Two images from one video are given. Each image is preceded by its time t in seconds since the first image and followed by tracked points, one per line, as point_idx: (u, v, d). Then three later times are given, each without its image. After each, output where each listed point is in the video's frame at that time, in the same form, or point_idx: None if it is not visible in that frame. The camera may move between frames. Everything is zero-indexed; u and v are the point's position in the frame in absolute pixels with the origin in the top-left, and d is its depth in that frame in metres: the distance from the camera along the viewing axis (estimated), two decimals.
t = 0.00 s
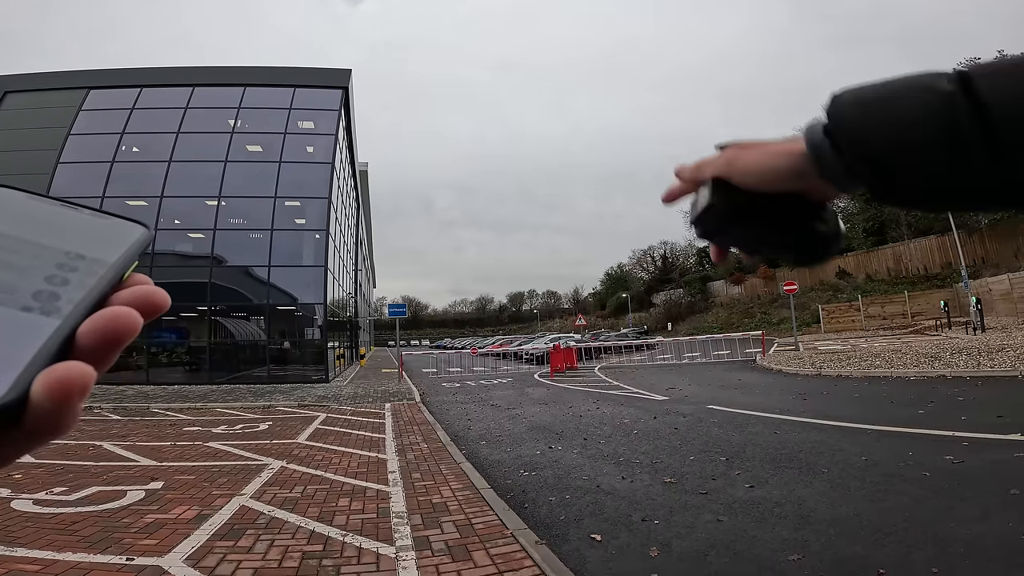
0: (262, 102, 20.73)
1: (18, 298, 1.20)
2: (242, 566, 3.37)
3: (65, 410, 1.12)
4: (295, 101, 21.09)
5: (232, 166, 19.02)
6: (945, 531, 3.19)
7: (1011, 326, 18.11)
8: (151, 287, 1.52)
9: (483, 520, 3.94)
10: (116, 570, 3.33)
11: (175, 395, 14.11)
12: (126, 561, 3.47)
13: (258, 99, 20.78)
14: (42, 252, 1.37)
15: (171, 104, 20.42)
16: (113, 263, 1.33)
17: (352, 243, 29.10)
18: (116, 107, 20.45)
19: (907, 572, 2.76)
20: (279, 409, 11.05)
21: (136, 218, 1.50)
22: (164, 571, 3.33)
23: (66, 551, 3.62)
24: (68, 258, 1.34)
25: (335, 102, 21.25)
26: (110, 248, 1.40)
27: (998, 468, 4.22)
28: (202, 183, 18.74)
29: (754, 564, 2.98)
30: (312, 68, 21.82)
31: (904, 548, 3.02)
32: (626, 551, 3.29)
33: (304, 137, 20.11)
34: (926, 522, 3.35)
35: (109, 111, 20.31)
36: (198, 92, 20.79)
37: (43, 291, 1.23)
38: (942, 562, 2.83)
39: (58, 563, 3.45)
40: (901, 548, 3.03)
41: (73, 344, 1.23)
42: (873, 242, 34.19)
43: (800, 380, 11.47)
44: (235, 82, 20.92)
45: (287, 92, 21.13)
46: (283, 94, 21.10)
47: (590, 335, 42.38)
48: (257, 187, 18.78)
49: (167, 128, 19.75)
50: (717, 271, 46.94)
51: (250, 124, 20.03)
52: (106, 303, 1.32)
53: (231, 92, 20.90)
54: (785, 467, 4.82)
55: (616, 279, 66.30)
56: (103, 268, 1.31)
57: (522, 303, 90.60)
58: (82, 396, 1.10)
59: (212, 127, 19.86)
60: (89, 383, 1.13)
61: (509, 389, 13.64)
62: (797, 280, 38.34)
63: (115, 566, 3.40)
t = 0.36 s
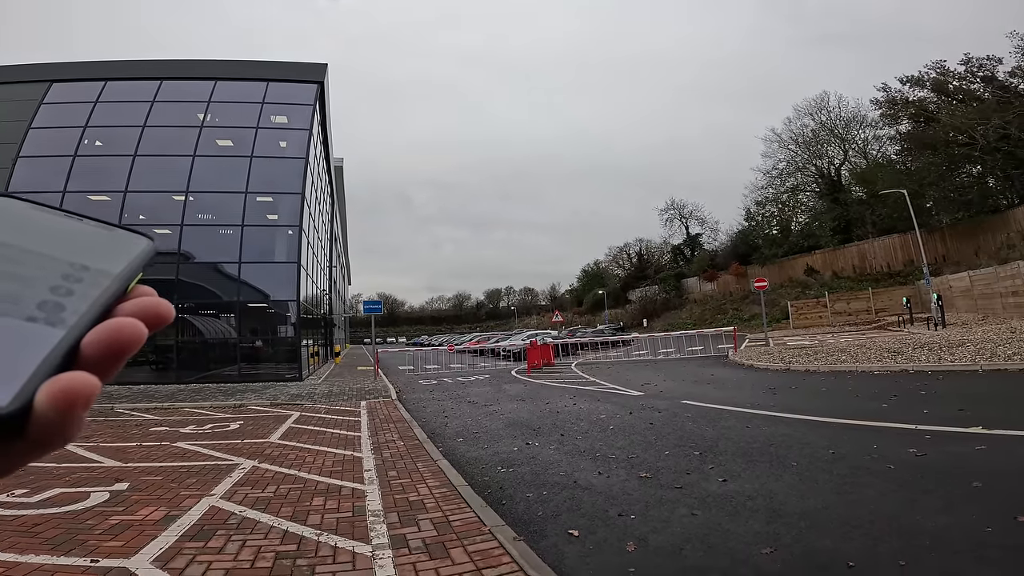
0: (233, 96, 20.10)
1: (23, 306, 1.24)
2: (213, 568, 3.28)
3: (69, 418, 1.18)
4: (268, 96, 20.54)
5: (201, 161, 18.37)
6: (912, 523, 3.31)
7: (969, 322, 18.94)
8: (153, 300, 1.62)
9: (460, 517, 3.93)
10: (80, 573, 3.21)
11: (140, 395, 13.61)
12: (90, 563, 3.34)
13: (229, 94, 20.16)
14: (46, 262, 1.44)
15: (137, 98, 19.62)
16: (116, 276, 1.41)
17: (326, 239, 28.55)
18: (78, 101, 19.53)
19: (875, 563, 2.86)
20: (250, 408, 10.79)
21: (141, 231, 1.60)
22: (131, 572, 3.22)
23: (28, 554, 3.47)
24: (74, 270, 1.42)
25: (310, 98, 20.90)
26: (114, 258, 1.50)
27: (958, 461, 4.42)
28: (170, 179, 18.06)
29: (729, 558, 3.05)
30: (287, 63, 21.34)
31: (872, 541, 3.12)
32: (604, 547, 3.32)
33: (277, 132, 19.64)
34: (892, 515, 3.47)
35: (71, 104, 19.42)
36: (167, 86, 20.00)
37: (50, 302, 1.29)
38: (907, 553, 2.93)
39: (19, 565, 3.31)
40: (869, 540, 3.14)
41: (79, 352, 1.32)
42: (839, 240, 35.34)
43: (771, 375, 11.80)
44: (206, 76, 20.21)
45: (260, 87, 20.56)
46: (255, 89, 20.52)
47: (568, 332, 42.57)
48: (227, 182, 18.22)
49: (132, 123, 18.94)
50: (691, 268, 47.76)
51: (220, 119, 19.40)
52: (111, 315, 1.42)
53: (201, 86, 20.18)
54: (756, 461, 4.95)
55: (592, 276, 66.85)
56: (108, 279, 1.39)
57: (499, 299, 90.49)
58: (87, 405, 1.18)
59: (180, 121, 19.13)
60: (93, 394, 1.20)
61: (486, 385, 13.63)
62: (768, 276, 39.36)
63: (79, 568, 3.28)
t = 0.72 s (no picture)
0: (198, 91, 19.67)
1: (102, 297, 1.30)
2: (174, 569, 3.19)
3: (144, 404, 1.16)
4: (234, 91, 20.22)
5: (162, 156, 17.67)
6: (868, 517, 3.44)
7: (923, 318, 19.75)
8: (218, 290, 1.70)
9: (429, 515, 3.91)
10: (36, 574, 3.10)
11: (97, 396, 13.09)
12: (47, 565, 3.23)
13: (193, 88, 19.73)
14: (122, 256, 1.53)
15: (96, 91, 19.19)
16: (185, 269, 1.50)
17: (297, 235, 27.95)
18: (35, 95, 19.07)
19: (832, 557, 2.95)
20: (216, 408, 10.53)
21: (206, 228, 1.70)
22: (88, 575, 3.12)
23: None
24: (146, 263, 1.50)
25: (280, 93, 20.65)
26: (182, 254, 1.59)
27: (912, 455, 4.60)
28: (129, 173, 17.33)
29: (692, 553, 3.12)
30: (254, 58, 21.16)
31: (830, 535, 3.22)
32: (572, 544, 3.35)
33: (244, 127, 19.19)
34: (848, 509, 3.60)
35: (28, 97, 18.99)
36: (127, 79, 19.62)
37: (125, 292, 1.34)
38: (863, 548, 3.02)
39: None
40: (827, 534, 3.24)
41: (151, 340, 1.33)
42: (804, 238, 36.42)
43: (737, 370, 12.11)
44: (169, 69, 19.85)
45: (225, 81, 20.29)
46: (221, 83, 20.22)
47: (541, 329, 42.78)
48: (189, 177, 17.56)
49: (89, 116, 18.34)
50: (662, 265, 48.54)
51: (183, 113, 18.85)
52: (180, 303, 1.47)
53: (165, 81, 19.84)
54: (721, 456, 5.07)
55: (566, 273, 67.35)
56: (177, 272, 1.47)
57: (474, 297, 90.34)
58: (159, 389, 1.14)
59: (142, 114, 18.61)
60: (164, 376, 1.17)
61: (458, 383, 13.62)
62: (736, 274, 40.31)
63: (35, 570, 3.16)
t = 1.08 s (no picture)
0: (163, 84, 19.10)
1: (132, 300, 1.24)
2: (141, 570, 3.10)
3: (175, 407, 1.13)
4: (202, 85, 19.71)
5: (125, 150, 17.03)
6: (830, 510, 3.56)
7: (885, 313, 20.47)
8: (243, 292, 1.65)
9: (404, 513, 3.90)
10: None
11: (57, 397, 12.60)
12: (10, 568, 3.11)
13: (158, 82, 19.14)
14: (147, 259, 1.47)
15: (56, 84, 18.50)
16: (213, 271, 1.44)
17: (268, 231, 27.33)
18: None
19: (795, 549, 3.04)
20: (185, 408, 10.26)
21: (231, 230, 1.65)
22: None
23: None
24: (175, 265, 1.44)
25: (250, 87, 20.25)
26: (210, 258, 1.53)
27: (873, 448, 4.79)
28: (89, 168, 16.64)
29: (664, 547, 3.18)
30: (224, 52, 20.68)
31: (794, 528, 3.33)
32: (547, 539, 3.38)
33: (213, 122, 18.71)
34: (811, 502, 3.72)
35: None
36: (88, 72, 19.08)
37: (155, 294, 1.28)
38: (824, 542, 3.12)
39: None
40: (791, 527, 3.34)
41: (181, 342, 1.30)
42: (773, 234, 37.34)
43: (709, 364, 12.38)
44: (133, 64, 19.27)
45: (193, 75, 19.76)
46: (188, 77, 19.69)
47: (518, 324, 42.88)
48: (153, 172, 16.89)
49: (48, 109, 17.69)
50: (636, 261, 49.08)
51: (148, 107, 18.23)
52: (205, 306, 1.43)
53: (129, 75, 19.23)
54: (691, 450, 5.17)
55: (543, 269, 67.64)
56: (205, 274, 1.42)
57: (451, 293, 89.92)
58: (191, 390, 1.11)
59: (104, 108, 17.96)
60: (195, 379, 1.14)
61: (434, 380, 13.58)
62: (708, 269, 41.10)
63: None
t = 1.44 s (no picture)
0: (155, 78, 18.83)
1: (118, 305, 1.23)
2: (144, 565, 3.13)
3: (163, 412, 1.13)
4: (193, 78, 19.43)
5: (117, 145, 16.83)
6: (825, 498, 3.61)
7: (881, 301, 20.56)
8: (233, 295, 1.65)
9: (404, 504, 3.94)
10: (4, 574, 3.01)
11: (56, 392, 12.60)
12: (16, 564, 3.14)
13: (149, 76, 18.88)
14: (134, 261, 1.46)
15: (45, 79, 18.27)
16: (202, 274, 1.44)
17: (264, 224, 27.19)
18: None
19: (791, 538, 3.08)
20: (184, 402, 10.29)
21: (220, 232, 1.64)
22: (58, 573, 3.03)
23: None
24: (163, 268, 1.43)
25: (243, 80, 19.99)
26: (199, 260, 1.52)
27: (867, 436, 4.84)
28: (81, 164, 16.46)
29: (662, 536, 3.22)
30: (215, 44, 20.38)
31: (789, 517, 3.37)
32: (545, 528, 3.42)
33: (205, 115, 18.48)
34: (807, 490, 3.77)
35: None
36: (78, 67, 18.80)
37: (143, 298, 1.28)
38: (821, 531, 3.16)
39: None
40: (788, 516, 3.38)
41: (169, 346, 1.30)
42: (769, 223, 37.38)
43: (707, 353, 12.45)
44: (122, 58, 18.97)
45: (184, 68, 19.45)
46: (179, 71, 19.40)
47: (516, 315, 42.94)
48: (146, 166, 16.76)
49: (38, 104, 17.48)
50: (633, 250, 49.07)
51: (139, 101, 17.98)
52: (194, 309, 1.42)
53: (118, 69, 18.93)
54: (688, 439, 5.21)
55: (540, 259, 67.65)
56: (194, 277, 1.41)
57: (448, 283, 89.89)
58: (180, 396, 1.11)
59: (95, 102, 17.72)
60: (184, 383, 1.15)
61: (433, 370, 13.63)
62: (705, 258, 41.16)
63: (4, 570, 3.07)
